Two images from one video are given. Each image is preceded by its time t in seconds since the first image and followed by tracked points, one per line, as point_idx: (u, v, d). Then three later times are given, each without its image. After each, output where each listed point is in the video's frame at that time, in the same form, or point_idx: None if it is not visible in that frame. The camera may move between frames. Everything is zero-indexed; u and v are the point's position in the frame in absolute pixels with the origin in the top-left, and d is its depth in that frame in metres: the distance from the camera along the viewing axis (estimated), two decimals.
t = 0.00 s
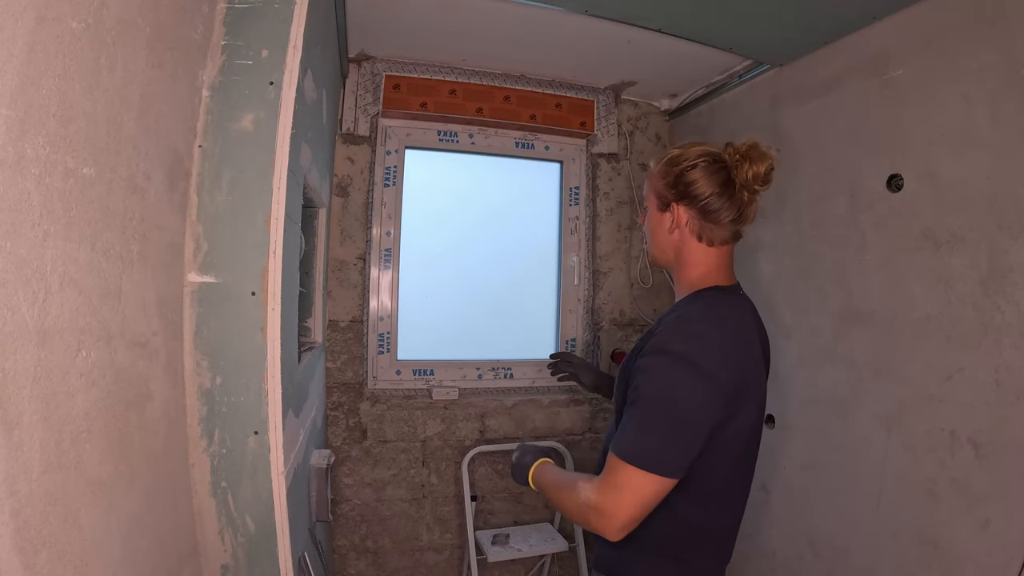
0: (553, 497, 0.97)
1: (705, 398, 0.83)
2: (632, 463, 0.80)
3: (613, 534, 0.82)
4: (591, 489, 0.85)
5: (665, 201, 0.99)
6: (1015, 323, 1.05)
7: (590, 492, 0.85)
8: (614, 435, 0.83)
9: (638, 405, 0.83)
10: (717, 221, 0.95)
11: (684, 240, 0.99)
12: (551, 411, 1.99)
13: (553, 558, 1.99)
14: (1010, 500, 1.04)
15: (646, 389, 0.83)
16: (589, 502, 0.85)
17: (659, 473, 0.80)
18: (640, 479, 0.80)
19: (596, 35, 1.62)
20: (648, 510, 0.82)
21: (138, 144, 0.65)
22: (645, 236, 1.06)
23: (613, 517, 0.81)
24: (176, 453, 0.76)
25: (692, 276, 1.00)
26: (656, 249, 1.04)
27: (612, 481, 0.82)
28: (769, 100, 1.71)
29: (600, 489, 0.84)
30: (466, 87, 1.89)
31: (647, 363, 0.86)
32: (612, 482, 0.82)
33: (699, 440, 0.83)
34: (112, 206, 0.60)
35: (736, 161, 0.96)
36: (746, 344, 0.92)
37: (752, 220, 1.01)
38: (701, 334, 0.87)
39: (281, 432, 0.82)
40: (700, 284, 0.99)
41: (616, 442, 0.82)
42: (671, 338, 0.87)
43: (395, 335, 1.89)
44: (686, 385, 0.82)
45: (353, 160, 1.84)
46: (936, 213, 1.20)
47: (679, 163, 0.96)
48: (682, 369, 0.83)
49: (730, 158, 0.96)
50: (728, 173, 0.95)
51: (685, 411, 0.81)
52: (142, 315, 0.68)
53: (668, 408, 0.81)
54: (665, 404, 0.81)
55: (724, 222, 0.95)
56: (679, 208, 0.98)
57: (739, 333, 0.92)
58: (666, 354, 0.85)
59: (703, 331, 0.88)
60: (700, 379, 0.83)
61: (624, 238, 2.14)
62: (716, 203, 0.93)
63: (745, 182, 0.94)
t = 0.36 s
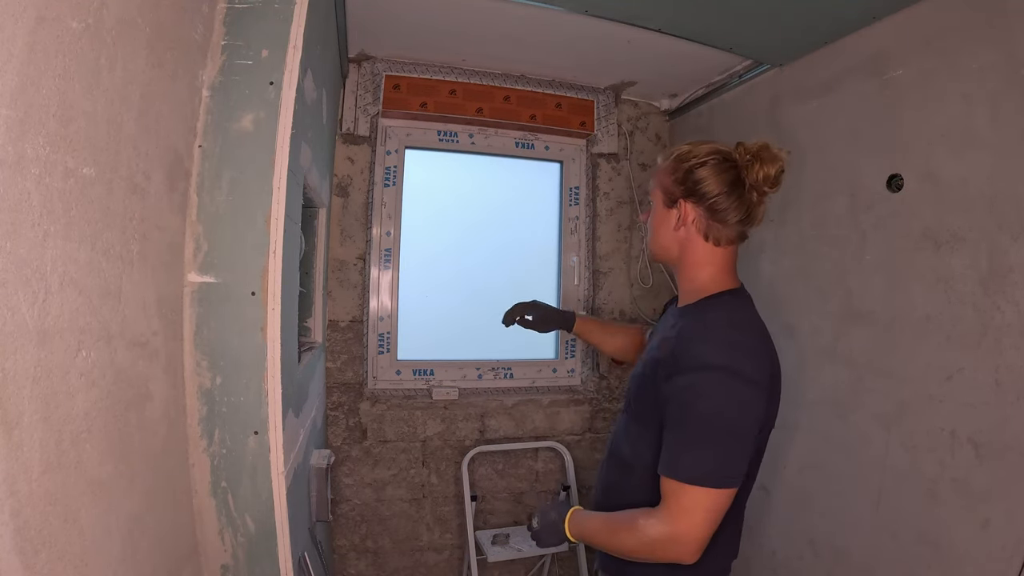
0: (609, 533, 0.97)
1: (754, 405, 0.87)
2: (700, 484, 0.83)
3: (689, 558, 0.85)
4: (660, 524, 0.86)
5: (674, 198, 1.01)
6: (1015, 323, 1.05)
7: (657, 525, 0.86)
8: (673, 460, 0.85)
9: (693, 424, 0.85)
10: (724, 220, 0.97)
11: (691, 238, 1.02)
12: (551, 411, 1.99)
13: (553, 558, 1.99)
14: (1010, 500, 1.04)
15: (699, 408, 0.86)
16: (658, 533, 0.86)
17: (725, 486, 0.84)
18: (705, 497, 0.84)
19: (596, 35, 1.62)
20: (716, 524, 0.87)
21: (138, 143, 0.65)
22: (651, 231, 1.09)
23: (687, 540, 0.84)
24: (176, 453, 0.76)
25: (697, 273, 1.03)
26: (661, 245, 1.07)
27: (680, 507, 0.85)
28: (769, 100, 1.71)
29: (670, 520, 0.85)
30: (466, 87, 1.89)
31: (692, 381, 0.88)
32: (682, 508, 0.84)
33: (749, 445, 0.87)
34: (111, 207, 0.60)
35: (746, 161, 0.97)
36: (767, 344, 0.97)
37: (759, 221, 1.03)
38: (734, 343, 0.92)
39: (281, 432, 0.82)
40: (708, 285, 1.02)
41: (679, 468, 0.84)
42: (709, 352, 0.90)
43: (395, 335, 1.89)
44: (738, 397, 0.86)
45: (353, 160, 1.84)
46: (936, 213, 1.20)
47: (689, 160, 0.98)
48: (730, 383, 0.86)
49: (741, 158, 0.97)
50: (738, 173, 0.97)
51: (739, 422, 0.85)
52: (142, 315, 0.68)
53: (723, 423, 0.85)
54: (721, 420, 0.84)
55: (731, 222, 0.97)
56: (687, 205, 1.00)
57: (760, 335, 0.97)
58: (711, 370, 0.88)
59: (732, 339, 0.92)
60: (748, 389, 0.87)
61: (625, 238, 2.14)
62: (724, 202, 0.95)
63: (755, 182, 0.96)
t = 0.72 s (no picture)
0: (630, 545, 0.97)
1: (779, 414, 0.90)
2: (735, 493, 0.85)
3: (721, 566, 0.87)
4: (695, 537, 0.87)
5: (689, 198, 1.03)
6: (1016, 323, 1.05)
7: (691, 538, 0.87)
8: (708, 471, 0.86)
9: (726, 435, 0.86)
10: (735, 231, 0.99)
11: (698, 241, 1.04)
12: (551, 411, 2.00)
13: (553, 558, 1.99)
14: (1010, 500, 1.04)
15: (732, 419, 0.87)
16: (692, 546, 0.87)
17: (755, 493, 0.86)
18: (736, 504, 0.86)
19: (596, 35, 1.62)
20: (743, 531, 0.89)
21: (138, 143, 0.65)
22: (658, 224, 1.10)
23: (720, 549, 0.86)
24: (176, 453, 0.76)
25: (699, 277, 1.05)
26: (666, 241, 1.09)
27: (714, 518, 0.86)
28: (769, 100, 1.71)
29: (706, 532, 0.86)
30: (466, 87, 1.89)
31: (723, 392, 0.89)
32: (716, 518, 0.86)
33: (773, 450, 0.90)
34: (111, 207, 0.60)
35: (768, 174, 0.99)
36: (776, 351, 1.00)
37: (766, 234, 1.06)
38: (757, 353, 0.94)
39: (281, 432, 0.82)
40: (711, 290, 1.04)
41: (713, 478, 0.85)
42: (735, 362, 0.92)
43: (395, 336, 1.89)
44: (767, 407, 0.88)
45: (353, 160, 1.84)
46: (936, 213, 1.20)
47: (713, 163, 0.99)
48: (759, 393, 0.89)
49: (764, 170, 0.98)
50: (757, 186, 0.98)
51: (768, 431, 0.88)
52: (142, 315, 0.68)
53: (754, 432, 0.87)
54: (753, 430, 0.86)
55: (741, 233, 0.99)
56: (702, 208, 1.01)
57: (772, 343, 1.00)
58: (740, 381, 0.90)
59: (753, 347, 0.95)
60: (774, 398, 0.90)
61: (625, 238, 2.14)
62: (738, 213, 0.97)
63: (773, 198, 0.98)
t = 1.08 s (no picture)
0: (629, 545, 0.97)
1: (779, 419, 0.90)
2: (734, 496, 0.85)
3: (719, 567, 0.87)
4: (693, 538, 0.87)
5: (698, 199, 1.02)
6: (1016, 323, 1.05)
7: (689, 539, 0.87)
8: (707, 473, 0.86)
9: (726, 438, 0.87)
10: (740, 237, 0.99)
11: (704, 243, 1.04)
12: (551, 411, 2.00)
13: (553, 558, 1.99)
14: (1010, 500, 1.04)
15: (733, 423, 0.87)
16: (691, 547, 0.87)
17: (754, 496, 0.87)
18: (735, 505, 0.86)
19: (596, 35, 1.62)
20: (740, 533, 0.90)
21: (138, 144, 0.65)
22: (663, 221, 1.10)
23: (718, 550, 0.86)
24: (176, 453, 0.76)
25: (700, 279, 1.06)
26: (670, 239, 1.09)
27: (713, 518, 0.86)
28: (769, 100, 1.71)
29: (704, 533, 0.87)
30: (466, 87, 1.90)
31: (724, 396, 0.90)
32: (713, 519, 0.86)
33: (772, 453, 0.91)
34: (111, 207, 0.60)
35: (778, 184, 0.99)
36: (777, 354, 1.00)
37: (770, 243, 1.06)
38: (759, 358, 0.95)
39: (281, 432, 0.82)
40: (713, 293, 1.04)
41: (713, 481, 0.85)
42: (736, 367, 0.93)
43: (395, 336, 1.89)
44: (767, 412, 0.89)
45: (353, 160, 1.84)
46: (936, 213, 1.20)
47: (724, 167, 0.99)
48: (760, 398, 0.89)
49: (774, 178, 0.98)
50: (766, 193, 0.98)
51: (767, 436, 0.88)
52: (142, 315, 0.68)
53: (754, 436, 0.87)
54: (753, 434, 0.87)
55: (746, 239, 0.99)
56: (710, 210, 1.01)
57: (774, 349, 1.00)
58: (741, 386, 0.90)
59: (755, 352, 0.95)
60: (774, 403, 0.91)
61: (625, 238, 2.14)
62: (745, 220, 0.97)
63: (780, 207, 0.98)
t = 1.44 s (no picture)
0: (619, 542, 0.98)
1: (768, 420, 0.90)
2: (720, 496, 0.85)
3: (705, 567, 0.87)
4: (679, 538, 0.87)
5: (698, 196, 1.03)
6: (1016, 323, 1.05)
7: (674, 538, 0.87)
8: (692, 472, 0.86)
9: (713, 438, 0.86)
10: (730, 238, 0.99)
11: (702, 240, 1.04)
12: (551, 411, 2.00)
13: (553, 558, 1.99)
14: (1011, 500, 1.04)
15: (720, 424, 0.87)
16: (677, 545, 0.87)
17: (741, 496, 0.86)
18: (722, 505, 0.86)
19: (596, 35, 1.62)
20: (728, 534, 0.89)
21: (138, 144, 0.65)
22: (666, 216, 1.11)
23: (704, 550, 0.86)
24: (176, 453, 0.76)
25: (700, 275, 1.06)
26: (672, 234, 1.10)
27: (699, 518, 0.86)
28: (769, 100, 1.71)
29: (689, 534, 0.87)
30: (466, 87, 1.90)
31: (711, 396, 0.89)
32: (699, 520, 0.86)
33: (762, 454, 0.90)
34: (112, 207, 0.60)
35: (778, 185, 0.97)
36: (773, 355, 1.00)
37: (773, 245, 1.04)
38: (749, 358, 0.94)
39: (281, 432, 0.82)
40: (712, 290, 1.04)
41: (699, 480, 0.85)
42: (726, 366, 0.92)
43: (395, 335, 1.89)
44: (754, 413, 0.88)
45: (353, 160, 1.84)
46: (936, 213, 1.20)
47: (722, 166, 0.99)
48: (748, 399, 0.88)
49: (772, 183, 0.96)
50: (761, 197, 0.97)
51: (755, 437, 0.88)
52: (142, 315, 0.68)
53: (741, 438, 0.86)
54: (740, 435, 0.86)
55: (737, 241, 0.99)
56: (703, 208, 1.02)
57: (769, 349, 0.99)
58: (730, 385, 0.89)
59: (746, 352, 0.95)
60: (763, 405, 0.90)
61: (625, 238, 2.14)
62: (734, 221, 0.97)
63: (774, 213, 0.96)
